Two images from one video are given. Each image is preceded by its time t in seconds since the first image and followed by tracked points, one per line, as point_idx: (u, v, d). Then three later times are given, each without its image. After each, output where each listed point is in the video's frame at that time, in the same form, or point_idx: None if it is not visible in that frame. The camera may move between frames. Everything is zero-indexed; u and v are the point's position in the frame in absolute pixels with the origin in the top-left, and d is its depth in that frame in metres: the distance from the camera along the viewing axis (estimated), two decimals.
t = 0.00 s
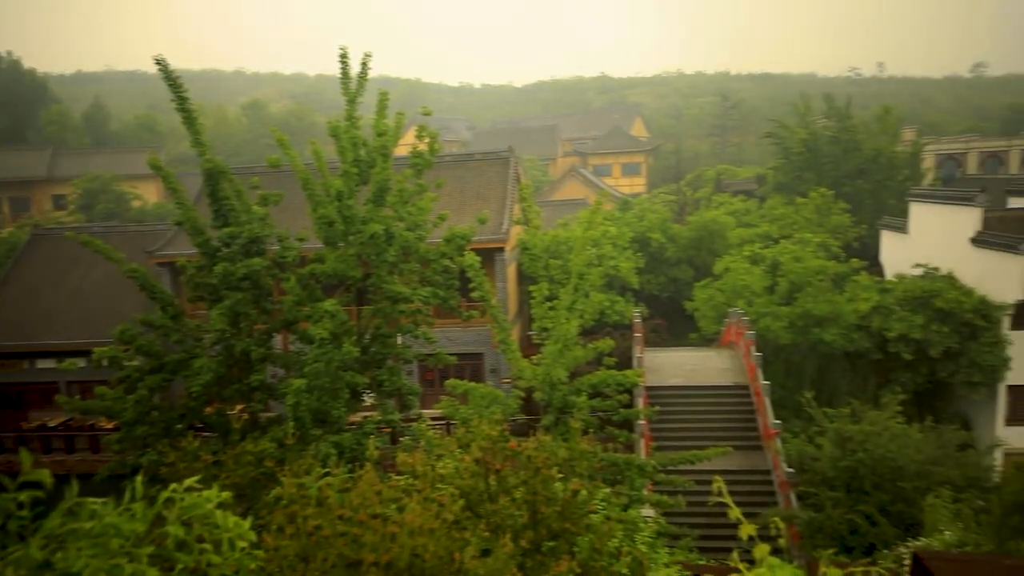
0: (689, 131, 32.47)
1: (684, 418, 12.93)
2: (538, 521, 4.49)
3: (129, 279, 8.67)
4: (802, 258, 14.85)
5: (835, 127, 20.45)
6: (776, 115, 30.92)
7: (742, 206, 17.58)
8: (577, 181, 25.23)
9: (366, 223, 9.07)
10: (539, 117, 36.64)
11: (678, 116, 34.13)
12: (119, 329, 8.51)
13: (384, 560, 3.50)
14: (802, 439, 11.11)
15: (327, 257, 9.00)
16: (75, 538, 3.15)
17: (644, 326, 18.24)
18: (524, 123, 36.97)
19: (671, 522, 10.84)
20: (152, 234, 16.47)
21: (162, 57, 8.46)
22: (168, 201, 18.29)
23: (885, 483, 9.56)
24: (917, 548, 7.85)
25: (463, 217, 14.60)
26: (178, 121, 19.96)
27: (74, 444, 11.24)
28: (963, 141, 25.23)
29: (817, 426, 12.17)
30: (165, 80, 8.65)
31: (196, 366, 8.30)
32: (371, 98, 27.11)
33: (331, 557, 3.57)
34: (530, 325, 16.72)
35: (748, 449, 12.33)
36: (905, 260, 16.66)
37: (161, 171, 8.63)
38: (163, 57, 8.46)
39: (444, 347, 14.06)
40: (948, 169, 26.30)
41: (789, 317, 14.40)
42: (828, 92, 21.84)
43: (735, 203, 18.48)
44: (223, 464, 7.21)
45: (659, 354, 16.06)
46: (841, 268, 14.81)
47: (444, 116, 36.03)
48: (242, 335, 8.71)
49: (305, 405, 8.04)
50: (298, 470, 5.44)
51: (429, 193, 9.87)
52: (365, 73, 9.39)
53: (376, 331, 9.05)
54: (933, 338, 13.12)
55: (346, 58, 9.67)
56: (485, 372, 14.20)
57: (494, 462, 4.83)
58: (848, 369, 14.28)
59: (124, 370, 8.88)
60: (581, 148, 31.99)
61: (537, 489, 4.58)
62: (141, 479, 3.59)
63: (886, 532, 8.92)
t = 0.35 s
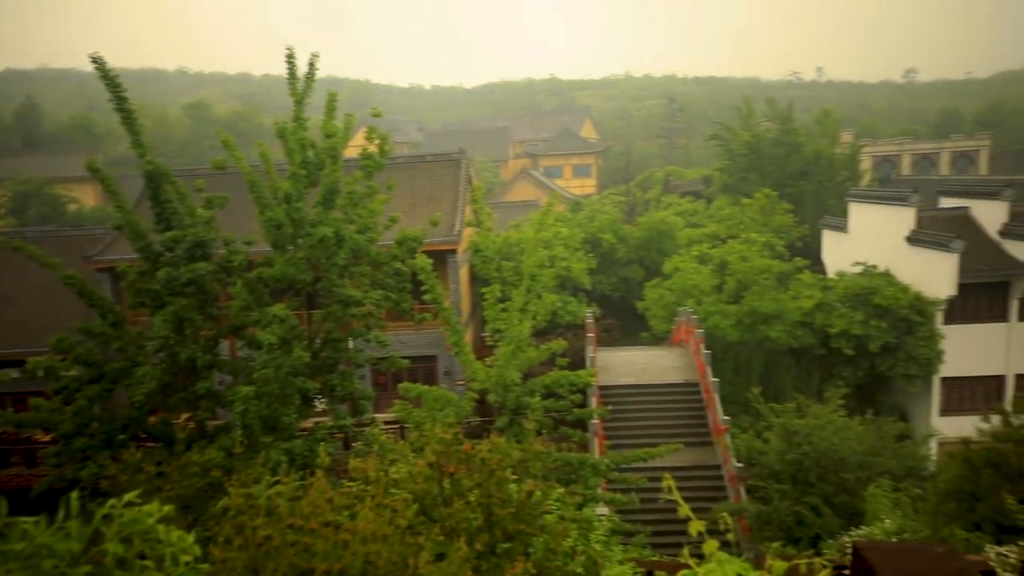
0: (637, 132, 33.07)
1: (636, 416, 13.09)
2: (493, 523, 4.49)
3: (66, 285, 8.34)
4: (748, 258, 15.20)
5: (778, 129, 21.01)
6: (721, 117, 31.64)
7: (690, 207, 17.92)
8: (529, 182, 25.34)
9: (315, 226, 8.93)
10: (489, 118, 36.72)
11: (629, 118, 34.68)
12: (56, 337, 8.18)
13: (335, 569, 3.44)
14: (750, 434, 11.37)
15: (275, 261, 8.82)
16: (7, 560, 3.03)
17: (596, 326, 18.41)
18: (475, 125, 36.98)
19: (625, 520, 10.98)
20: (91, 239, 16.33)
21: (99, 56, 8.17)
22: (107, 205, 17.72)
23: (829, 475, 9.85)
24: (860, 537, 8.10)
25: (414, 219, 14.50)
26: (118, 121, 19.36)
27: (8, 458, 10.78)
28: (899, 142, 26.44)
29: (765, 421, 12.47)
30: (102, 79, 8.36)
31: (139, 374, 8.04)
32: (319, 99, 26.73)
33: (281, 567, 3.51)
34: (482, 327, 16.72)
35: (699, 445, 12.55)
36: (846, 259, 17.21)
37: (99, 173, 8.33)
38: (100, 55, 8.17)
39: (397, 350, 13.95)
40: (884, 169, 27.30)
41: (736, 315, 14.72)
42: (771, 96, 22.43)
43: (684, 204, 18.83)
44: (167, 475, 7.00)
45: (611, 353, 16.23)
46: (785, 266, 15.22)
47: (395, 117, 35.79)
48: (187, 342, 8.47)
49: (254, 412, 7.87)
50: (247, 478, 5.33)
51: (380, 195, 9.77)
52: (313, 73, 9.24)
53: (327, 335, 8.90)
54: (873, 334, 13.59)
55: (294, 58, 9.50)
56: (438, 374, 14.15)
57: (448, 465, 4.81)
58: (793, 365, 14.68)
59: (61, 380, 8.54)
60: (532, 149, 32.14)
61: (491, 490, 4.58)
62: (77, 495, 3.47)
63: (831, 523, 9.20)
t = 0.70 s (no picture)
0: (591, 133, 33.53)
1: (593, 416, 13.19)
2: (451, 527, 4.46)
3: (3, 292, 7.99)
4: (701, 257, 15.45)
5: (729, 131, 21.43)
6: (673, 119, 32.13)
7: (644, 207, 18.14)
8: (484, 183, 25.30)
9: (267, 229, 8.76)
10: (445, 120, 36.61)
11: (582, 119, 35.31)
12: None
13: None
14: (704, 431, 11.55)
15: (226, 264, 8.62)
16: None
17: (554, 327, 18.48)
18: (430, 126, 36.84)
19: (583, 519, 11.05)
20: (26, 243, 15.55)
21: (36, 53, 7.87)
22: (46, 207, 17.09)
23: (781, 468, 10.08)
24: (812, 529, 8.29)
25: (369, 221, 14.34)
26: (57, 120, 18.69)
27: None
28: (843, 143, 27.58)
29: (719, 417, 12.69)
30: (39, 77, 8.05)
31: (82, 384, 7.75)
32: (270, 99, 26.25)
33: None
34: (439, 329, 16.64)
35: (655, 442, 12.71)
36: (795, 257, 17.64)
37: (37, 175, 8.02)
38: (36, 53, 7.87)
39: (353, 354, 13.77)
40: (830, 170, 28.10)
41: (690, 314, 14.95)
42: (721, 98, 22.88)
43: (638, 205, 19.06)
44: (113, 487, 6.77)
45: (568, 353, 16.32)
46: (737, 265, 15.52)
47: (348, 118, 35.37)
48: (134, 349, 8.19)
49: (205, 420, 7.67)
50: (198, 488, 5.19)
51: (333, 197, 9.64)
52: (263, 73, 9.07)
53: (281, 339, 8.74)
54: (821, 330, 13.96)
55: (243, 58, 9.30)
56: (395, 377, 14.03)
57: (405, 470, 4.77)
58: (745, 361, 14.96)
59: None
60: (488, 150, 32.11)
61: (448, 494, 4.55)
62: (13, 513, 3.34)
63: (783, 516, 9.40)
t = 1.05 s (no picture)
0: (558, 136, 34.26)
1: (560, 417, 13.21)
2: (416, 532, 4.43)
3: None
4: (665, 258, 15.61)
5: (692, 133, 21.71)
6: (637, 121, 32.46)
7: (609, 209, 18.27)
8: (450, 185, 25.20)
9: (227, 232, 8.59)
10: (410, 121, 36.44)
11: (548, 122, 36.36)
12: None
13: None
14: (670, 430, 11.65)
15: (185, 268, 8.43)
16: None
17: (520, 328, 18.50)
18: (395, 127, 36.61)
19: (551, 520, 11.06)
20: None
21: None
22: None
23: (745, 466, 10.22)
24: (775, 525, 8.42)
25: (333, 223, 14.16)
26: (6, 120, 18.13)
27: None
28: (802, 146, 28.34)
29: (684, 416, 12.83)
30: None
31: (35, 393, 7.52)
32: (230, 99, 25.84)
33: None
34: (405, 332, 16.52)
35: (622, 442, 12.79)
36: (757, 257, 17.92)
37: None
38: None
39: (317, 358, 13.60)
40: (790, 171, 28.69)
41: (655, 314, 15.08)
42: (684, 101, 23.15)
43: (603, 206, 19.20)
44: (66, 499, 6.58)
45: (534, 354, 16.35)
46: (701, 266, 15.71)
47: (312, 119, 34.98)
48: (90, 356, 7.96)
49: (165, 427, 7.51)
50: (157, 497, 5.07)
51: (296, 199, 9.50)
52: (222, 73, 8.90)
53: (243, 344, 8.59)
54: (783, 329, 14.20)
55: (202, 58, 9.12)
56: (362, 381, 13.90)
57: (369, 475, 4.73)
58: (710, 360, 15.15)
59: None
60: (453, 151, 31.97)
61: (413, 499, 4.51)
62: None
63: (748, 513, 9.52)
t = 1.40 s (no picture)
0: (532, 137, 34.29)
1: (536, 418, 13.21)
2: (391, 536, 4.39)
3: None
4: (640, 258, 15.70)
5: (665, 134, 21.88)
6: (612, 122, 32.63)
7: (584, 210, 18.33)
8: (425, 186, 25.10)
9: (197, 233, 8.46)
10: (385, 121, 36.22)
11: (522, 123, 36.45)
12: None
13: None
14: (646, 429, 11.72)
15: (155, 271, 8.29)
16: None
17: (496, 329, 18.47)
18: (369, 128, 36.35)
19: (527, 521, 11.05)
20: None
21: None
22: None
23: (720, 464, 10.32)
24: (749, 523, 8.50)
25: (307, 224, 14.02)
26: None
27: None
28: (773, 147, 28.94)
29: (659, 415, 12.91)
30: None
31: None
32: (201, 99, 25.46)
33: None
34: (380, 334, 16.41)
35: (598, 442, 12.83)
36: (730, 257, 18.09)
37: None
38: None
39: (291, 361, 13.46)
40: (761, 172, 29.15)
41: (630, 314, 15.15)
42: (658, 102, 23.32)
43: (578, 207, 19.28)
44: (32, 508, 6.43)
45: (510, 355, 16.34)
46: (675, 266, 15.83)
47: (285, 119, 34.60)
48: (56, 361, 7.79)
49: (135, 433, 7.37)
50: (127, 504, 4.97)
51: (268, 200, 9.38)
52: (192, 73, 8.77)
53: (214, 347, 8.46)
54: (756, 328, 14.36)
55: (171, 58, 8.97)
56: (337, 384, 13.78)
57: (343, 479, 4.69)
58: (684, 360, 15.26)
59: None
60: (428, 152, 31.81)
61: (387, 503, 4.46)
62: None
63: (722, 510, 9.61)
